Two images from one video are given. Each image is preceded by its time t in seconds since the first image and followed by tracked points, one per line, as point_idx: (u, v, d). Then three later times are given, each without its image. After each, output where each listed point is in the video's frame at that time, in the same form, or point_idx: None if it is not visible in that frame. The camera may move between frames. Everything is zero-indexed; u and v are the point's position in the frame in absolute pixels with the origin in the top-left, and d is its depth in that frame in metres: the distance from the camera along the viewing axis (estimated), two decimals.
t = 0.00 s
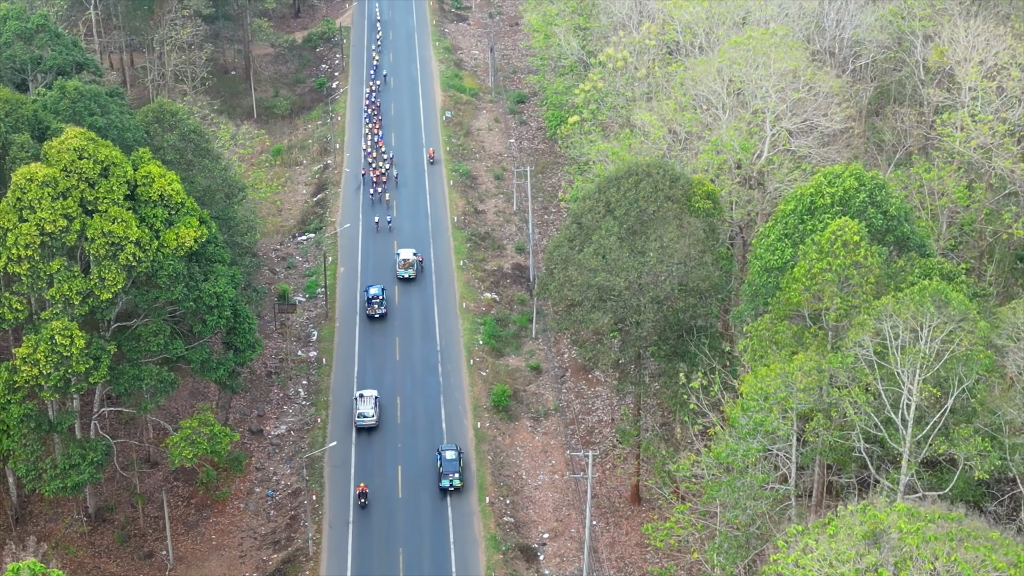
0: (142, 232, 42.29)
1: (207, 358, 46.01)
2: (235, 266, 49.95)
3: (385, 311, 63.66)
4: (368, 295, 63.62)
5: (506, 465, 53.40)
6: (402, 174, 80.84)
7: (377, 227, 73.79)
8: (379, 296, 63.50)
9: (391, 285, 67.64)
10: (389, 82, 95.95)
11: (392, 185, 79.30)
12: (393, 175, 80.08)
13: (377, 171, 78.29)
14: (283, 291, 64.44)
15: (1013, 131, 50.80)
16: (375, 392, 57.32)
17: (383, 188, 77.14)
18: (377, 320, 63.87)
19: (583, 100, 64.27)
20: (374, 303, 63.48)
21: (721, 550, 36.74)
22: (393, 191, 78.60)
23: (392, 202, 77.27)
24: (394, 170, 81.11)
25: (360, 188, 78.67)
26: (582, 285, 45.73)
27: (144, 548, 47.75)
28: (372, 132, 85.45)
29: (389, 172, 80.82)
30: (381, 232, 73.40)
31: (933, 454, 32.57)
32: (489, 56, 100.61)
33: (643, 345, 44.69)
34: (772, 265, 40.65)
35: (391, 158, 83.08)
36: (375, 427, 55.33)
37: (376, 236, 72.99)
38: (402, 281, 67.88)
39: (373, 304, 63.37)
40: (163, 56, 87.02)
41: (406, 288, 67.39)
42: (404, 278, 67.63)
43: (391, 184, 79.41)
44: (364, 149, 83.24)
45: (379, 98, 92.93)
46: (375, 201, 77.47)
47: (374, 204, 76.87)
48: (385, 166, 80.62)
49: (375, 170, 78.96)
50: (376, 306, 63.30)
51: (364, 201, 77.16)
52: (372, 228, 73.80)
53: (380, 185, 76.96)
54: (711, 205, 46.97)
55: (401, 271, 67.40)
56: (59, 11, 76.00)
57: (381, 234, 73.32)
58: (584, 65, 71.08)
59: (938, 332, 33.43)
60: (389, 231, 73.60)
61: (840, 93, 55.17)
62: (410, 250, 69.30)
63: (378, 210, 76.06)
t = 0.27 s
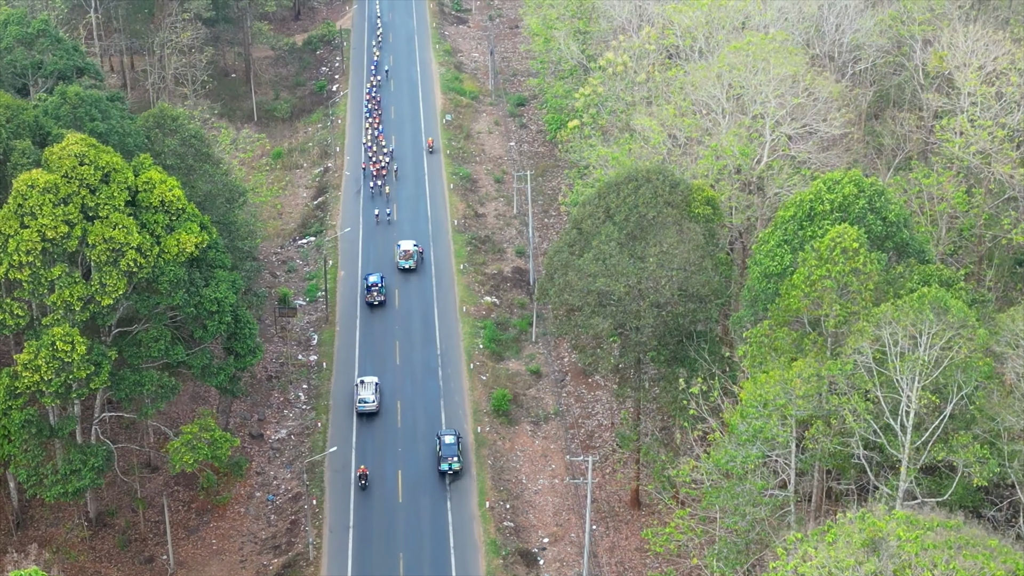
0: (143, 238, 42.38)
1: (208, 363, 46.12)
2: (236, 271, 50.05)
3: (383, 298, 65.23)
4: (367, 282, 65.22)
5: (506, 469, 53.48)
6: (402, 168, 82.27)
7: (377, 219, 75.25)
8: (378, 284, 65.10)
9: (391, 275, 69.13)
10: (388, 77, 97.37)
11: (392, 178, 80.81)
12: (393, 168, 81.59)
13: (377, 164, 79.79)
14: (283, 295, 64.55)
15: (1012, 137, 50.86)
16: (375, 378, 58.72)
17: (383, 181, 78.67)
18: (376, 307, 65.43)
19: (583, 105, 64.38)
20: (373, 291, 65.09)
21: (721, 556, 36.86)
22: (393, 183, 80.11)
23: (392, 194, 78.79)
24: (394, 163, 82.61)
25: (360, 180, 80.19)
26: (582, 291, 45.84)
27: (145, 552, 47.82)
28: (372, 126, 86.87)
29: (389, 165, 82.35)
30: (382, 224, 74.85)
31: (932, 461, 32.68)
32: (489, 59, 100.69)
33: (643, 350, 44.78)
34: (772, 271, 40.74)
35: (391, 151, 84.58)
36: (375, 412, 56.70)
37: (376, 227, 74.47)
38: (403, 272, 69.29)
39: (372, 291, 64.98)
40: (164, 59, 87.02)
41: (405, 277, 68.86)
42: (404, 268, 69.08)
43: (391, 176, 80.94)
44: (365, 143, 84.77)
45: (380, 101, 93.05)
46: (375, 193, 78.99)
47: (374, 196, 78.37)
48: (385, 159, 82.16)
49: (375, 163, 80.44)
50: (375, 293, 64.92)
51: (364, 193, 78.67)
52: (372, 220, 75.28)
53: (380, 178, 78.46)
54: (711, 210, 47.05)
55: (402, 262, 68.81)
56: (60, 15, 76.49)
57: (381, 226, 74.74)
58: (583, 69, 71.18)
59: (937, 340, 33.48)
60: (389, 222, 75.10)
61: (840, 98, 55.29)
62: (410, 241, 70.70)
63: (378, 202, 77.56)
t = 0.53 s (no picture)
0: (144, 247, 42.55)
1: (209, 372, 46.27)
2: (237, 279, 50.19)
3: (383, 288, 66.92)
4: (367, 272, 66.93)
5: (506, 476, 53.59)
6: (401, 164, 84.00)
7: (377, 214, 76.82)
8: (377, 274, 66.82)
9: (391, 267, 70.72)
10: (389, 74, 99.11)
11: (392, 174, 82.46)
12: (393, 164, 83.28)
13: (377, 160, 81.42)
14: (284, 301, 64.68)
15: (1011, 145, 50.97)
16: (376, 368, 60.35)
17: (383, 176, 80.34)
18: (375, 297, 67.11)
19: (583, 112, 64.55)
20: (373, 281, 66.79)
21: (721, 565, 36.99)
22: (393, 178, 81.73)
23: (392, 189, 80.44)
24: (394, 159, 84.27)
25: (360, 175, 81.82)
26: (582, 299, 45.96)
27: (146, 560, 47.90)
28: (372, 123, 88.62)
29: (389, 161, 84.02)
30: (382, 219, 76.44)
31: (931, 471, 32.77)
32: (490, 64, 100.84)
33: (643, 358, 44.90)
34: (771, 280, 40.84)
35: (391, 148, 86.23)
36: (376, 402, 58.18)
37: (376, 221, 76.08)
38: (403, 265, 70.83)
39: (372, 281, 66.69)
40: (164, 64, 87.12)
41: (405, 270, 70.47)
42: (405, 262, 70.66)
43: (391, 172, 82.64)
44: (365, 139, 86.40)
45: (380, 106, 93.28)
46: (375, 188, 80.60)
47: (374, 191, 80.00)
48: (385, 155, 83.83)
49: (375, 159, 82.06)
50: (375, 283, 66.61)
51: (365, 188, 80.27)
52: (372, 214, 76.88)
53: (380, 174, 80.11)
54: (710, 219, 47.21)
55: (403, 256, 70.36)
56: (61, 21, 76.84)
57: (382, 220, 76.32)
58: (583, 75, 71.33)
59: (936, 351, 33.59)
60: (389, 217, 76.77)
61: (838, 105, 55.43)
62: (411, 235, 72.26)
63: (378, 197, 79.20)
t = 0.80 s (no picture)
0: (146, 258, 42.70)
1: (210, 382, 46.41)
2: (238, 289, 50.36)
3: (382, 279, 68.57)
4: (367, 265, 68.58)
5: (506, 484, 53.73)
6: (401, 160, 85.70)
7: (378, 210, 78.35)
8: (377, 266, 68.46)
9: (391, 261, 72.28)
10: (389, 72, 100.75)
11: (392, 170, 84.07)
12: (393, 160, 84.88)
13: (377, 157, 82.99)
14: (285, 308, 64.84)
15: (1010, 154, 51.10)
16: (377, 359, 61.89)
17: (384, 172, 81.94)
18: (375, 288, 68.77)
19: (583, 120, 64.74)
20: (373, 273, 68.42)
21: None
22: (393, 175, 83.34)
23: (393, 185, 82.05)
24: (394, 155, 85.86)
25: (361, 172, 83.46)
26: (582, 309, 46.13)
27: (147, 569, 47.97)
28: (373, 121, 90.23)
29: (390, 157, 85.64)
30: (383, 214, 77.99)
31: (929, 483, 32.90)
32: (490, 69, 101.01)
33: (643, 368, 45.04)
34: (770, 291, 40.97)
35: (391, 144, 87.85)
36: (377, 392, 59.63)
37: (377, 216, 77.67)
38: (405, 259, 72.33)
39: (372, 273, 68.33)
40: (165, 70, 87.27)
41: (405, 264, 72.06)
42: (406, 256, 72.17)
43: (391, 168, 84.27)
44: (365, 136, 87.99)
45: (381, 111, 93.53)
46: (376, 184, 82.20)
47: (375, 187, 81.63)
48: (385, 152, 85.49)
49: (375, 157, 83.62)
50: (375, 275, 68.24)
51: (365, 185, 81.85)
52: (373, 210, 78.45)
53: (381, 170, 81.67)
54: (710, 229, 47.33)
55: (404, 250, 71.87)
56: (62, 28, 77.12)
57: (382, 216, 77.86)
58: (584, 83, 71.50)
59: (935, 364, 33.72)
60: (389, 212, 78.36)
61: (838, 114, 55.60)
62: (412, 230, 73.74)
63: (378, 192, 80.87)
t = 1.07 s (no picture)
0: (147, 268, 42.87)
1: (211, 391, 46.58)
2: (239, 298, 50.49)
3: (381, 271, 70.57)
4: (367, 257, 70.56)
5: (507, 492, 53.89)
6: (401, 156, 87.45)
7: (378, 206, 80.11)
8: (377, 259, 70.41)
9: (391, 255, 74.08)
10: (390, 71, 102.24)
11: (393, 166, 85.88)
12: (393, 157, 86.70)
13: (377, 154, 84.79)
14: (286, 315, 65.00)
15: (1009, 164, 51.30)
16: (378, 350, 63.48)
17: (384, 169, 83.70)
18: (374, 280, 70.75)
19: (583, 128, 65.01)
20: (372, 265, 70.37)
21: None
22: (393, 172, 85.13)
23: (393, 181, 83.89)
24: (395, 153, 87.66)
25: (362, 169, 85.35)
26: (582, 318, 46.31)
27: None
28: (373, 118, 92.09)
29: (390, 154, 87.52)
30: (384, 210, 79.70)
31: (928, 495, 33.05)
32: (490, 74, 101.24)
33: (643, 377, 45.18)
34: (770, 301, 41.14)
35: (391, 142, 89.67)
36: (378, 380, 61.29)
37: (377, 211, 79.45)
38: (405, 254, 74.01)
39: (371, 265, 70.31)
40: (167, 76, 87.39)
41: (405, 257, 73.86)
42: (406, 250, 73.85)
43: (391, 164, 86.13)
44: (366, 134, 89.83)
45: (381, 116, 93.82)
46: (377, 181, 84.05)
47: (376, 183, 83.47)
48: (385, 149, 87.37)
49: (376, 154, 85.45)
50: (374, 266, 70.22)
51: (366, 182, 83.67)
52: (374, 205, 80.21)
53: (381, 167, 83.48)
54: (709, 239, 47.44)
55: (404, 245, 73.56)
56: (63, 34, 77.25)
57: (383, 212, 79.48)
58: (584, 90, 71.75)
59: (933, 377, 33.86)
60: (390, 207, 80.17)
61: (837, 123, 55.79)
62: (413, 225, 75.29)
63: (379, 188, 82.71)
